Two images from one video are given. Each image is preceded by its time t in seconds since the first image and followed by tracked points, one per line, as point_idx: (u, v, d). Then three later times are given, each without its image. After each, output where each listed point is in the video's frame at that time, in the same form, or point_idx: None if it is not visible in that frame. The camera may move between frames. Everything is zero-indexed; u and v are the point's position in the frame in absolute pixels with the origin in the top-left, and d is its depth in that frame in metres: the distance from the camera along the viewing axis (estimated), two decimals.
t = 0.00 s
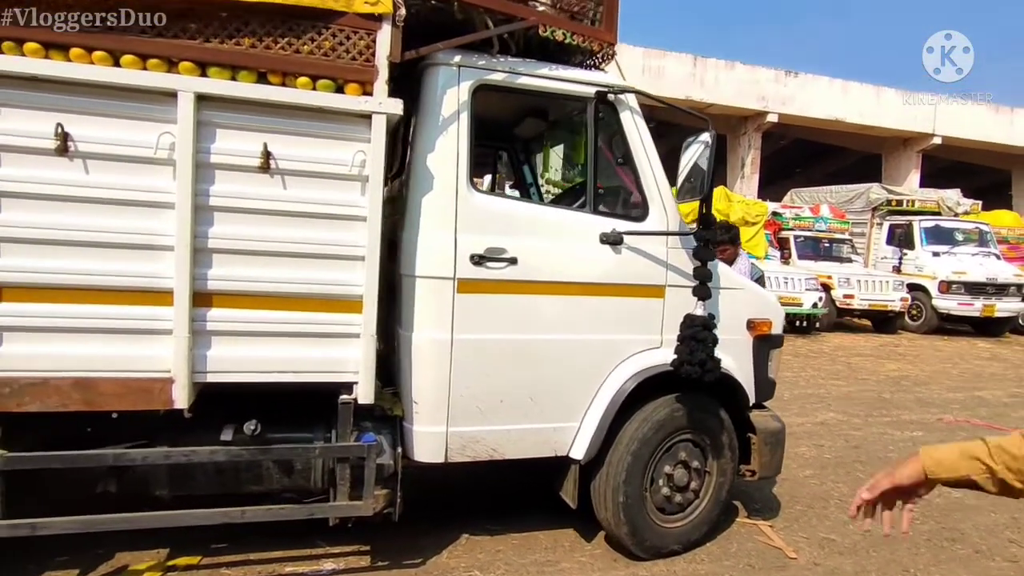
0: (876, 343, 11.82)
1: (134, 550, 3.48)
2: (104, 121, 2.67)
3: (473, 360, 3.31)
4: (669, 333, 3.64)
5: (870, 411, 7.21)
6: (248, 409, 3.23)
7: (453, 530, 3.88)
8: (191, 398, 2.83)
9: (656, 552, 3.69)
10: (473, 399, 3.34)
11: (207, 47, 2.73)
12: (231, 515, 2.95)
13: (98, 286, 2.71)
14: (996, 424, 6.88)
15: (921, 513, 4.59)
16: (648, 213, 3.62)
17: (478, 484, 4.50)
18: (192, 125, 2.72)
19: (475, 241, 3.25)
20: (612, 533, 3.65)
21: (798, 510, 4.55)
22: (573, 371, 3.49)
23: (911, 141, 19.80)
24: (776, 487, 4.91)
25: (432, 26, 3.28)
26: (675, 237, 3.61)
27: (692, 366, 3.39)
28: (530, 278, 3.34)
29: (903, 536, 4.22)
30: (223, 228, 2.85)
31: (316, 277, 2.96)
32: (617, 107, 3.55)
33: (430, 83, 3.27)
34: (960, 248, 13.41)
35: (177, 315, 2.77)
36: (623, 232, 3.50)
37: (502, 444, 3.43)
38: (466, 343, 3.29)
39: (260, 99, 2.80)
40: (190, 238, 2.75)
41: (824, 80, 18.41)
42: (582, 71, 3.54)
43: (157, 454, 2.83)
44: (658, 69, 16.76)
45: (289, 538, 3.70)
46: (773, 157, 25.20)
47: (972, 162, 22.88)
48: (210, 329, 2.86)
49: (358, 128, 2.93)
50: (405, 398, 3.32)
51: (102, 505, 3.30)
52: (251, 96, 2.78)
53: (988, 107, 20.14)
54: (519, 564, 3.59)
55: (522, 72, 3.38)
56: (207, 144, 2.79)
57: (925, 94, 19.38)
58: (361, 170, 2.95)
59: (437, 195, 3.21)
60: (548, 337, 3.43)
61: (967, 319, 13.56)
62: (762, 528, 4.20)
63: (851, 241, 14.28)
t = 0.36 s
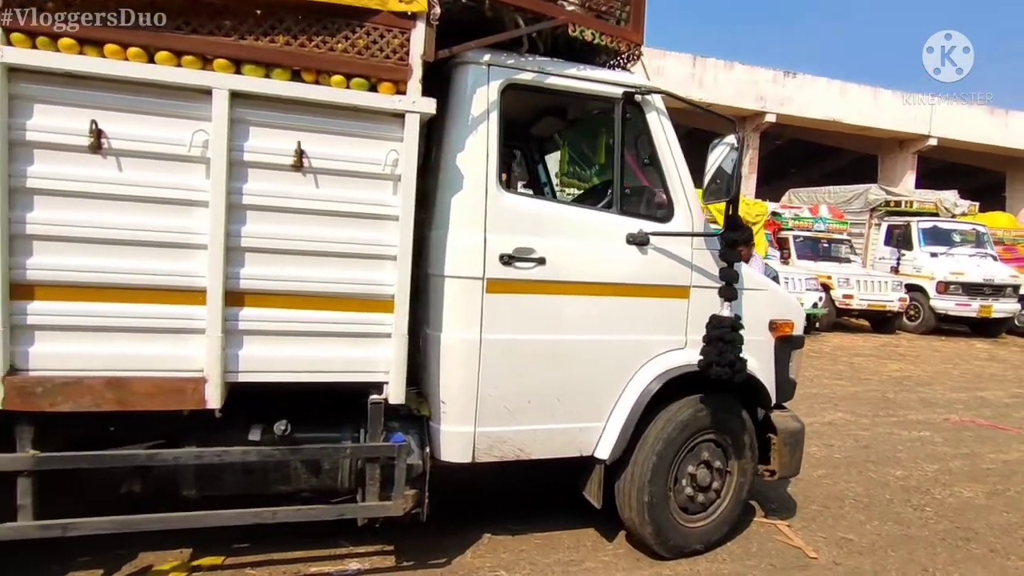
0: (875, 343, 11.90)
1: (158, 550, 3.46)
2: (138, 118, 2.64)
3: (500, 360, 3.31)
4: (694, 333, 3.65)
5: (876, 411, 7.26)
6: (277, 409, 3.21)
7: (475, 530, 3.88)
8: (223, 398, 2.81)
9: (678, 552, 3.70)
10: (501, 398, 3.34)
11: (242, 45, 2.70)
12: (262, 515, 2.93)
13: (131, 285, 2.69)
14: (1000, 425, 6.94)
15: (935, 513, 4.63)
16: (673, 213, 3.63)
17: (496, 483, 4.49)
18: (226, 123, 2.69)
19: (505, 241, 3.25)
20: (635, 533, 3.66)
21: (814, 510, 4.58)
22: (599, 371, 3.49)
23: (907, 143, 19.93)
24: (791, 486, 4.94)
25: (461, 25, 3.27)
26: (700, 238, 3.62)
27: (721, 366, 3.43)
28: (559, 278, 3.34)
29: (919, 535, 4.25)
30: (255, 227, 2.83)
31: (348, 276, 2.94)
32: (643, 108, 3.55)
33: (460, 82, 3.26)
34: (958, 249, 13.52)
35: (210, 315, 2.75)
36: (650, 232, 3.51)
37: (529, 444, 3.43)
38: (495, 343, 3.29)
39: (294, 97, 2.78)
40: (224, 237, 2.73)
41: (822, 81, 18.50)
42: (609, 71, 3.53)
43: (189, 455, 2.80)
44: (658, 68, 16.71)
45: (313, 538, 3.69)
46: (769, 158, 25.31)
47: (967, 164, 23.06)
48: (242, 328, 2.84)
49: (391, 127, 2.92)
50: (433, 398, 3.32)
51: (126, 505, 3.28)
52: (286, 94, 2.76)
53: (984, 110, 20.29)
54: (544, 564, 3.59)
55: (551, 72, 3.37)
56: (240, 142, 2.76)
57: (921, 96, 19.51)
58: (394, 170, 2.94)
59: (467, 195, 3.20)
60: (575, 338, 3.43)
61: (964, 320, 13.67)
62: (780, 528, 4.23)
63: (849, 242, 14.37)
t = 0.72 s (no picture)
0: (878, 338, 11.97)
1: (188, 547, 3.46)
2: (180, 113, 2.63)
3: (535, 356, 3.32)
4: (723, 330, 3.68)
5: (885, 406, 7.31)
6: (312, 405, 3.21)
7: (502, 525, 3.90)
8: (263, 394, 2.81)
9: (706, 546, 3.73)
10: (535, 394, 3.35)
11: (284, 40, 2.68)
12: (301, 511, 2.93)
13: (172, 282, 2.68)
14: (1008, 419, 7.01)
15: (953, 506, 4.67)
16: (704, 210, 3.65)
17: (519, 479, 4.51)
18: (269, 119, 2.68)
19: (540, 237, 3.25)
20: (664, 528, 3.69)
21: (834, 504, 4.62)
22: (630, 367, 3.51)
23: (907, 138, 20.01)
24: (809, 481, 4.98)
25: (496, 20, 3.26)
26: (731, 235, 3.63)
27: (752, 363, 3.45)
28: (592, 275, 3.35)
29: (939, 529, 4.29)
30: (296, 223, 2.82)
31: (386, 273, 2.94)
32: (676, 104, 3.56)
33: (494, 78, 3.24)
34: (960, 245, 13.60)
35: (252, 311, 2.74)
36: (682, 229, 3.52)
37: (561, 439, 3.45)
38: (529, 339, 3.30)
39: (336, 93, 2.76)
40: (266, 233, 2.72)
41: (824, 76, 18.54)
42: (642, 67, 3.53)
43: (231, 451, 2.83)
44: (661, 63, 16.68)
45: (342, 533, 3.70)
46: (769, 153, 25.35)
47: (965, 160, 23.17)
48: (282, 325, 2.82)
49: (431, 123, 2.92)
50: (467, 394, 3.32)
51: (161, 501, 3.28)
52: (328, 89, 2.74)
53: (983, 105, 20.38)
54: (574, 558, 3.61)
55: (585, 68, 3.37)
56: (281, 138, 2.74)
57: (921, 91, 19.57)
58: (434, 166, 2.94)
59: (502, 191, 3.20)
60: (608, 334, 3.44)
61: (965, 314, 13.76)
62: (802, 522, 4.26)
63: (851, 237, 14.43)
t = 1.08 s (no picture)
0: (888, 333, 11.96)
1: (219, 542, 3.47)
2: (219, 111, 2.64)
3: (566, 352, 3.33)
4: (751, 326, 3.68)
5: (899, 401, 7.31)
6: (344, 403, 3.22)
7: (529, 521, 3.92)
8: (301, 391, 2.82)
9: (733, 541, 3.75)
10: (565, 391, 3.36)
11: (322, 37, 2.68)
12: (337, 508, 2.94)
13: (210, 279, 2.69)
14: None
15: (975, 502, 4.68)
16: (733, 207, 3.65)
17: (542, 474, 4.53)
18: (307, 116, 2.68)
19: (572, 234, 3.26)
20: (692, 523, 3.70)
21: (856, 499, 4.63)
22: (660, 363, 3.52)
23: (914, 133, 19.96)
24: (829, 476, 4.99)
25: (527, 17, 3.26)
26: (759, 231, 3.63)
27: (781, 359, 3.44)
28: (623, 271, 3.36)
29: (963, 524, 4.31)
30: (332, 221, 2.82)
31: (421, 270, 2.95)
32: (705, 101, 3.56)
33: (526, 75, 3.24)
34: (969, 240, 13.58)
35: (290, 308, 2.75)
36: (710, 225, 3.52)
37: (591, 436, 3.46)
38: (560, 336, 3.31)
39: (373, 90, 2.77)
40: (304, 230, 2.73)
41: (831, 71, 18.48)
42: (671, 63, 3.53)
43: (268, 448, 2.83)
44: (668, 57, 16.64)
45: (370, 529, 3.71)
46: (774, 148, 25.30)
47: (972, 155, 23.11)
48: (319, 322, 2.83)
49: (465, 121, 2.93)
50: (497, 390, 3.33)
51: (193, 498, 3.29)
52: (365, 87, 2.75)
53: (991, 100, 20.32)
54: (602, 554, 3.63)
55: (616, 65, 3.37)
56: (318, 135, 2.75)
57: (929, 86, 19.51)
58: (468, 164, 2.95)
59: (534, 188, 3.20)
60: (638, 330, 3.45)
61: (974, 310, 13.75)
62: (826, 517, 4.27)
63: (860, 232, 14.42)
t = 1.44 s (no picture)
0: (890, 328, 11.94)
1: (230, 550, 3.39)
2: (230, 108, 2.56)
3: (583, 352, 3.26)
4: (769, 324, 3.63)
5: (907, 397, 7.28)
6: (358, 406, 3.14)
7: (543, 524, 3.86)
8: (315, 396, 2.75)
9: (752, 542, 3.69)
10: (583, 391, 3.30)
11: (334, 31, 2.61)
12: (353, 515, 2.87)
13: (221, 281, 2.61)
14: None
15: (992, 499, 4.65)
16: (750, 202, 3.59)
17: (554, 476, 4.46)
18: (319, 112, 2.61)
19: (589, 231, 3.19)
20: (710, 524, 3.64)
21: (872, 497, 4.58)
22: (678, 362, 3.46)
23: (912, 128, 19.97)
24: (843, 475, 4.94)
25: (541, 10, 3.19)
26: (776, 227, 3.58)
27: (802, 357, 3.37)
28: (640, 269, 3.29)
29: (983, 522, 4.27)
30: (347, 220, 2.75)
31: (437, 270, 2.88)
32: (720, 94, 3.51)
33: (541, 70, 3.17)
34: (970, 234, 13.57)
35: (304, 310, 2.68)
36: (728, 221, 3.46)
37: (608, 437, 3.39)
38: (577, 336, 3.24)
39: (387, 85, 2.70)
40: (317, 230, 2.65)
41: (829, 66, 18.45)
42: (685, 57, 3.47)
43: (282, 455, 2.75)
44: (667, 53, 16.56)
45: (384, 535, 3.64)
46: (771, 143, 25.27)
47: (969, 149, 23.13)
48: (333, 324, 2.76)
49: (481, 116, 2.86)
50: (513, 392, 3.26)
51: (203, 505, 3.22)
52: (379, 82, 2.67)
53: (988, 94, 20.33)
54: (620, 557, 3.57)
55: (631, 58, 3.31)
56: (331, 132, 2.68)
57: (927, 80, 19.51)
58: (485, 160, 2.88)
59: (550, 185, 3.13)
60: (656, 329, 3.38)
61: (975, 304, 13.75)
62: (843, 516, 4.22)
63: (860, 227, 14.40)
